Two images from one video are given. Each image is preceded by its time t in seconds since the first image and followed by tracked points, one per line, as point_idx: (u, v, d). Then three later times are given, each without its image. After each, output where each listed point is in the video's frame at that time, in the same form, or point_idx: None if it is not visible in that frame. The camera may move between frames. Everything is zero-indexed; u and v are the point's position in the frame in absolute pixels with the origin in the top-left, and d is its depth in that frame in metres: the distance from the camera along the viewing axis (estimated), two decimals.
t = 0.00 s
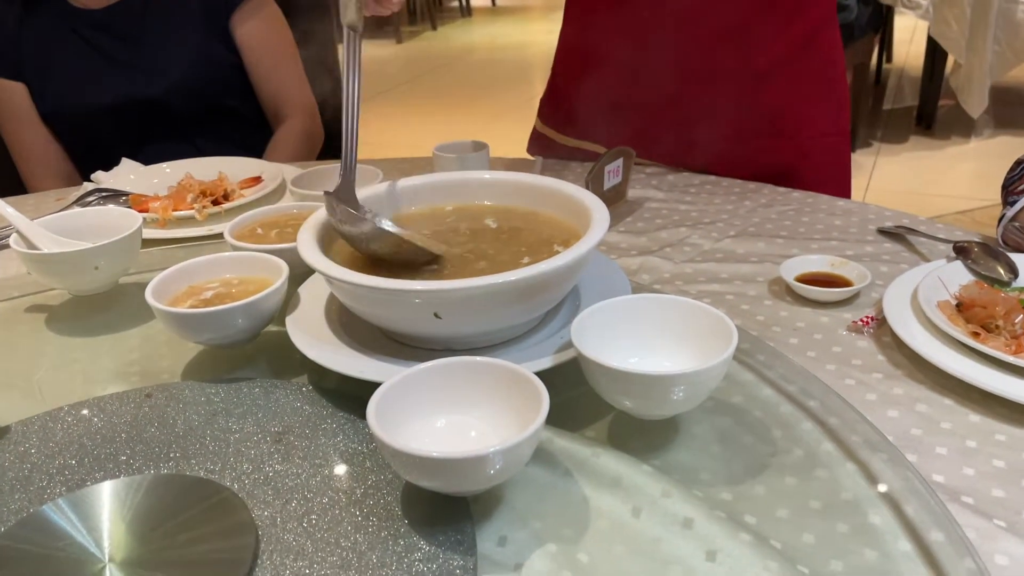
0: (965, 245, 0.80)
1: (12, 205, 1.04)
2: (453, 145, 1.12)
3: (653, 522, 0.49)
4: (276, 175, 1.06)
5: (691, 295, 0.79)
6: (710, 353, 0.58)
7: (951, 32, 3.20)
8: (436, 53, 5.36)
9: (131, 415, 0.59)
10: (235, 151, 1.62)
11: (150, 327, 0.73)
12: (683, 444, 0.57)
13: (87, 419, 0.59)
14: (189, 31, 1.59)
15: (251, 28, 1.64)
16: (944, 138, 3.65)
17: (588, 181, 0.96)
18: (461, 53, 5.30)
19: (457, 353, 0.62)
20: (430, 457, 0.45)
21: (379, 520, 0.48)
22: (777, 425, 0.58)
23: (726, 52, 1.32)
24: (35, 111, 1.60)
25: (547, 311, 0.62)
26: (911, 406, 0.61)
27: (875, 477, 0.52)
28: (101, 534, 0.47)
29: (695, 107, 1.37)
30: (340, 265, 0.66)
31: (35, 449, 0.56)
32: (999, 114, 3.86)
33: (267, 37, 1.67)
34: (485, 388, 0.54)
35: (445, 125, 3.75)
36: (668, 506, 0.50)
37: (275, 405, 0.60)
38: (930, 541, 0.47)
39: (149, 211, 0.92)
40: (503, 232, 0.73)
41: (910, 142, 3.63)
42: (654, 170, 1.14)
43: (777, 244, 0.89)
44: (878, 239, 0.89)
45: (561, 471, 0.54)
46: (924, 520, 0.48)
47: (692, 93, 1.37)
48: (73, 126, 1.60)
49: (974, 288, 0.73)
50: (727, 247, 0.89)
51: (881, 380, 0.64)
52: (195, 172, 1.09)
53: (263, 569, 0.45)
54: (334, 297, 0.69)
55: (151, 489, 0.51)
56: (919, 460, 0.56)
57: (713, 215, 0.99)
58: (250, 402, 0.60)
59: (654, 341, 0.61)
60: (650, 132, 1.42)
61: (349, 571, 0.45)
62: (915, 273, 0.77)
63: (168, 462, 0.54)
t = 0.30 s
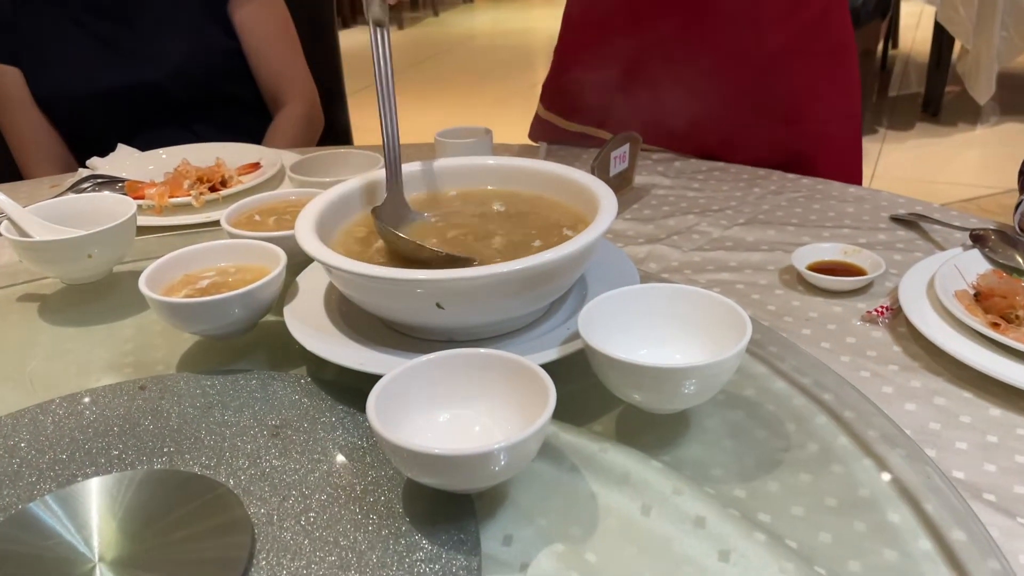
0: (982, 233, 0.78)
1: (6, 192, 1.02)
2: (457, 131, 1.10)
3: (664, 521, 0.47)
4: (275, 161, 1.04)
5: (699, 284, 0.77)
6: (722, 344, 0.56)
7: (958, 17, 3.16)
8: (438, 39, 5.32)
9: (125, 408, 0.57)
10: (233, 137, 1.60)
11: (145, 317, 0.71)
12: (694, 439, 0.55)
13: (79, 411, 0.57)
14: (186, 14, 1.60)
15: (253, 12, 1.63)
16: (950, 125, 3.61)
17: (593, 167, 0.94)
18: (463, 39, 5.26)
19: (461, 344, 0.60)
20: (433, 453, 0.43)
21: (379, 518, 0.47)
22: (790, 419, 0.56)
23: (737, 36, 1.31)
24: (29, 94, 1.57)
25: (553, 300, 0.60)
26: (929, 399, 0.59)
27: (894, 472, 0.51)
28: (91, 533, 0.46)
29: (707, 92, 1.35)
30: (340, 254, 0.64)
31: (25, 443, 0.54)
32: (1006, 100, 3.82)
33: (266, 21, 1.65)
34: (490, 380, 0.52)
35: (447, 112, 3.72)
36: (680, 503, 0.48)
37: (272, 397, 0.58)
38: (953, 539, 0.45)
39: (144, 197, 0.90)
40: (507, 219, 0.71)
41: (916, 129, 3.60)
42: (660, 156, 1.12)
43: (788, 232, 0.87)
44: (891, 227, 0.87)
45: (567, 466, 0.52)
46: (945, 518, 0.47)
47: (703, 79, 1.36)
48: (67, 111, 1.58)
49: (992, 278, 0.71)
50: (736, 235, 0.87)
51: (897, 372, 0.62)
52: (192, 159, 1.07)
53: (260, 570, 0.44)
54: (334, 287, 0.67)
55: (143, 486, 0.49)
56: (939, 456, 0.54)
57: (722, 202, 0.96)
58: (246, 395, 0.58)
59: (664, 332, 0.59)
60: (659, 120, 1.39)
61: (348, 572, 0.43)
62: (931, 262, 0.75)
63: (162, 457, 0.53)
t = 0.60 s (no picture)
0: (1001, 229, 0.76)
1: None
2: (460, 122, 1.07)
3: (677, 532, 0.45)
4: (273, 153, 1.02)
5: (710, 281, 0.75)
6: (737, 347, 0.54)
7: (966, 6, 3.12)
8: (439, 28, 5.27)
9: (117, 411, 0.56)
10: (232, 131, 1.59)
11: (141, 315, 0.70)
12: (707, 445, 0.53)
13: (71, 415, 0.55)
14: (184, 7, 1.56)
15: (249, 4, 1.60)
16: (957, 116, 3.57)
17: (600, 160, 0.92)
18: (465, 28, 5.21)
19: (464, 346, 0.58)
20: (437, 464, 0.41)
21: (381, 529, 0.45)
22: (807, 423, 0.54)
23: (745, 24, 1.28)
24: (25, 86, 1.56)
25: (558, 301, 0.58)
26: (950, 403, 0.57)
27: (916, 480, 0.48)
28: (80, 545, 0.44)
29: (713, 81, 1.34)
30: (339, 252, 0.62)
31: (14, 448, 0.52)
32: (1013, 90, 3.78)
33: (266, 11, 1.63)
34: (495, 384, 0.50)
35: (449, 102, 3.69)
36: (694, 514, 0.46)
37: (270, 400, 0.56)
38: (980, 552, 0.43)
39: (140, 190, 0.88)
40: (511, 217, 0.69)
41: (922, 120, 3.56)
42: (667, 148, 1.09)
43: (800, 227, 0.85)
44: (906, 222, 0.84)
45: (576, 474, 0.50)
46: (971, 529, 0.45)
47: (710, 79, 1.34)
48: (63, 103, 1.56)
49: (1013, 276, 0.68)
50: (746, 230, 0.85)
51: (916, 374, 0.60)
52: (190, 152, 1.05)
53: None
54: (335, 287, 0.65)
55: (135, 495, 0.47)
56: (961, 462, 0.52)
57: (731, 196, 0.94)
58: (243, 397, 0.57)
59: (675, 334, 0.57)
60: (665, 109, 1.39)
61: None
62: (949, 259, 0.72)
63: (156, 463, 0.51)
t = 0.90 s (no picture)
0: (1014, 226, 0.74)
1: None
2: (460, 117, 1.06)
3: (685, 542, 0.44)
4: (272, 148, 1.00)
5: (716, 280, 0.73)
6: (746, 350, 0.52)
7: None
8: (440, 20, 5.24)
9: (110, 415, 0.54)
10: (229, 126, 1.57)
11: (135, 315, 0.68)
12: (714, 450, 0.52)
13: (62, 419, 0.54)
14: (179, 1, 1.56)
15: None
16: (961, 108, 3.55)
17: (602, 156, 0.90)
18: (465, 21, 5.19)
19: (466, 348, 0.57)
20: (437, 473, 0.40)
21: (380, 539, 0.44)
22: (817, 428, 0.53)
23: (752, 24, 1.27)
24: (21, 82, 1.56)
25: (562, 301, 0.57)
26: (964, 406, 0.56)
27: (931, 487, 0.47)
28: (70, 557, 0.42)
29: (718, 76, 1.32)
30: (336, 252, 0.61)
31: (4, 454, 0.51)
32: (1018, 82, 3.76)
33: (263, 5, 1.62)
34: (497, 388, 0.49)
35: (449, 95, 3.66)
36: (702, 523, 0.45)
37: (267, 404, 0.55)
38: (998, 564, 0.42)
39: (136, 187, 0.87)
40: (513, 214, 0.67)
41: (926, 112, 3.53)
42: (671, 143, 1.08)
43: (807, 224, 0.83)
44: (915, 218, 0.83)
45: (581, 481, 0.49)
46: (988, 539, 0.43)
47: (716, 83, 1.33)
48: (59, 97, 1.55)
49: None
50: (752, 227, 0.84)
51: (929, 376, 0.59)
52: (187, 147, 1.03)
53: None
54: (333, 287, 0.64)
55: (127, 503, 0.46)
56: (977, 468, 0.50)
57: (737, 192, 0.93)
58: (239, 401, 0.55)
59: (681, 336, 0.56)
60: (670, 106, 1.38)
61: None
62: (961, 257, 0.71)
63: (150, 470, 0.49)
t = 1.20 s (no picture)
0: None
1: None
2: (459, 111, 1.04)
3: (692, 556, 0.42)
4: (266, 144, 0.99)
5: (721, 279, 0.72)
6: (754, 355, 0.50)
7: None
8: (439, 14, 5.21)
9: (95, 422, 0.52)
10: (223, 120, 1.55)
11: (123, 316, 0.67)
12: (721, 458, 0.50)
13: (46, 426, 0.52)
14: None
15: None
16: (963, 102, 3.53)
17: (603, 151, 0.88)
18: (464, 14, 5.15)
19: (464, 352, 0.55)
20: (432, 485, 0.38)
21: (374, 553, 0.42)
22: (828, 434, 0.51)
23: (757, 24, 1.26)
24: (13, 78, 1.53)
25: (562, 303, 0.55)
26: (979, 410, 0.54)
27: (947, 496, 0.45)
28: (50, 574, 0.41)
29: (720, 70, 1.30)
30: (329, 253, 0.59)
31: None
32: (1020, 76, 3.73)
33: None
34: (496, 395, 0.47)
35: (449, 89, 3.64)
36: (710, 535, 0.43)
37: (258, 410, 0.53)
38: None
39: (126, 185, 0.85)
40: (513, 213, 0.66)
41: (928, 106, 3.51)
42: (673, 138, 1.06)
43: (814, 221, 0.81)
44: (924, 214, 0.81)
45: (583, 491, 0.47)
46: (1008, 551, 0.41)
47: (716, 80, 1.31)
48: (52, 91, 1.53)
49: None
50: (758, 224, 0.82)
51: (942, 379, 0.57)
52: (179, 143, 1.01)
53: None
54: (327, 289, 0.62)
55: (111, 515, 0.44)
56: (994, 475, 0.49)
57: (741, 188, 0.91)
58: (229, 407, 0.53)
59: (686, 339, 0.54)
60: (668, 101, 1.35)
61: None
62: (973, 255, 0.69)
63: (136, 479, 0.47)
